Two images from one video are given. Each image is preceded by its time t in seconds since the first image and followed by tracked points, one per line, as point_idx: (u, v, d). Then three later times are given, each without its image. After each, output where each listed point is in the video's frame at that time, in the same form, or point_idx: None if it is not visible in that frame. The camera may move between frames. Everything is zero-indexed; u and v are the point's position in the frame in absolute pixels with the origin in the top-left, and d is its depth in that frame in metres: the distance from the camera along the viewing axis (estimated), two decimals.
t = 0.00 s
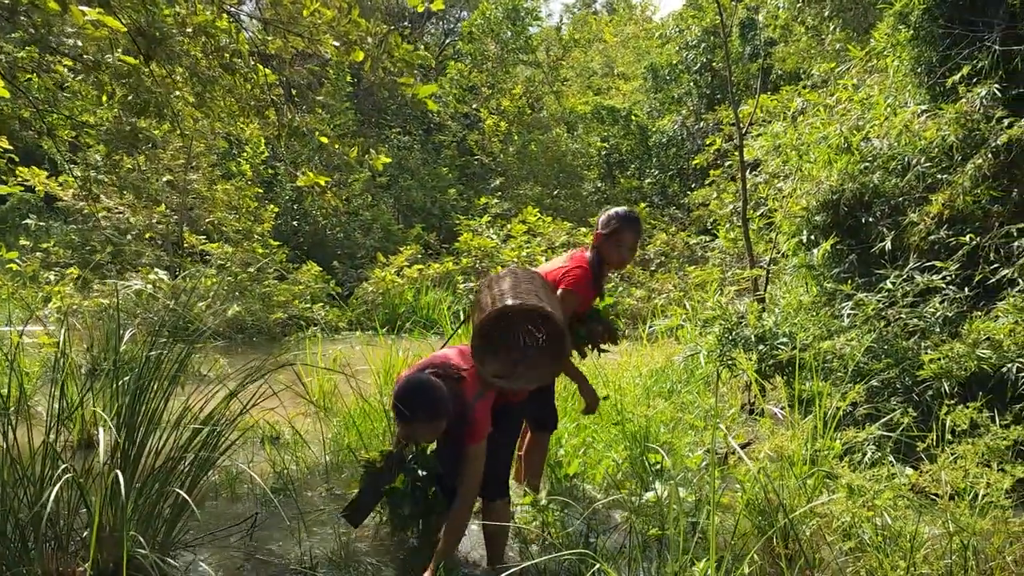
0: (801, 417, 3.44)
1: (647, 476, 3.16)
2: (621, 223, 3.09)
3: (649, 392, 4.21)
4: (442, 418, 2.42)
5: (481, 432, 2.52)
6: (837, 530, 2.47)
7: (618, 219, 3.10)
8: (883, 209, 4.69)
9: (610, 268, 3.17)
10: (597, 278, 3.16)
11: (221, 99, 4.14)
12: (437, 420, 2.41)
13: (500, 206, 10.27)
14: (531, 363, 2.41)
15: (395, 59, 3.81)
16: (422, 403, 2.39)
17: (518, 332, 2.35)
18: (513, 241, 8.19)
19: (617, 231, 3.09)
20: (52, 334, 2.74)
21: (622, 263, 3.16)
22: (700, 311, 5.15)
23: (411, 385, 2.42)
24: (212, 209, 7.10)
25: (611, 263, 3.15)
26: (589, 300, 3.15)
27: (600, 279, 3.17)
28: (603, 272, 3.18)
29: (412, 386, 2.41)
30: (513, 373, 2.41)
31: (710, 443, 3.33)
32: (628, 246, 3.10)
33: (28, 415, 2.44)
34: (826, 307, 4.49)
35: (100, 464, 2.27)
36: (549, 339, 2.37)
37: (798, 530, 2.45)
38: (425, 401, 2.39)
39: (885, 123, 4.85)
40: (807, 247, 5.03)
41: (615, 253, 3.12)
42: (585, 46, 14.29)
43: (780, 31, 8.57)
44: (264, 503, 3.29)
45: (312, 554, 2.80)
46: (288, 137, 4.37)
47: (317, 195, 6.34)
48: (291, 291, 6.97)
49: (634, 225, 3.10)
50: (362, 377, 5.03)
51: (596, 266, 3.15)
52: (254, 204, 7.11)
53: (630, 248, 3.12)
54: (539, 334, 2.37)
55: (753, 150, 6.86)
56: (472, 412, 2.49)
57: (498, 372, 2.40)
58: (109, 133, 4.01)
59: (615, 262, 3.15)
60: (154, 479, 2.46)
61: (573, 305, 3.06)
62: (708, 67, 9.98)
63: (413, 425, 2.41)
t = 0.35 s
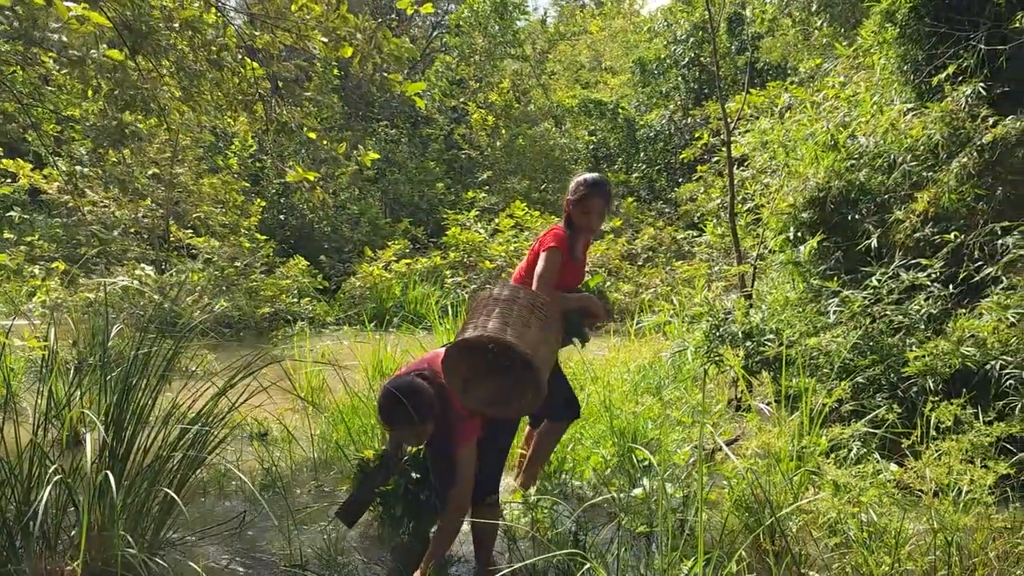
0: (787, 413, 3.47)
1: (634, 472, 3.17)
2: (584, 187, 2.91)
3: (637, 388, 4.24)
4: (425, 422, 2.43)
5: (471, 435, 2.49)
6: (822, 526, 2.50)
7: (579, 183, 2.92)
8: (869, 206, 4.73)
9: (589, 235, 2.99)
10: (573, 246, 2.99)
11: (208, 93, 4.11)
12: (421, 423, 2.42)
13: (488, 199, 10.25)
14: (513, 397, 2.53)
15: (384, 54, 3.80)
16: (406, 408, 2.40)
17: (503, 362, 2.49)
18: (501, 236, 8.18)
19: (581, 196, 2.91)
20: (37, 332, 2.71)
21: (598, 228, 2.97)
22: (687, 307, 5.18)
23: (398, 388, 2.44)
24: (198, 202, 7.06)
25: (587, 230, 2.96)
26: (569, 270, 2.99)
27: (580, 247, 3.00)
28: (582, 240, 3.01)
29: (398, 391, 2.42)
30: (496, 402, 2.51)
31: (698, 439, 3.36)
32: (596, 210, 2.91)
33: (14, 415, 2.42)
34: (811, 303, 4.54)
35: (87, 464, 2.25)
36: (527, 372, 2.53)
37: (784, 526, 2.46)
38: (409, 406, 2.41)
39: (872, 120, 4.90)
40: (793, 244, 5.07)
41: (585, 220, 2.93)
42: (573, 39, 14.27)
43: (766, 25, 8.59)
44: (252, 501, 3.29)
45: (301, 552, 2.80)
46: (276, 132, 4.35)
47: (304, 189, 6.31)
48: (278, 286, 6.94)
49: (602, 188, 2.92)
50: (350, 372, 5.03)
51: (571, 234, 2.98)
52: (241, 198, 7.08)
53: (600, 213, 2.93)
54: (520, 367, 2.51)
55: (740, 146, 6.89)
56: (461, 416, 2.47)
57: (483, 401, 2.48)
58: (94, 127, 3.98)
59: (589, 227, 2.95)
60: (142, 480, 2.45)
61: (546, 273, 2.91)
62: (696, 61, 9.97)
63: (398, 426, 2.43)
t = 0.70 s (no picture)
0: (774, 409, 3.50)
1: (623, 468, 3.20)
2: (570, 186, 2.90)
3: (626, 383, 4.26)
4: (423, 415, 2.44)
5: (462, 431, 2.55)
6: (809, 522, 2.52)
7: (565, 181, 2.93)
8: (855, 203, 4.77)
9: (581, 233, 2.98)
10: (566, 244, 2.99)
11: (194, 88, 4.09)
12: (420, 417, 2.43)
13: (475, 194, 10.21)
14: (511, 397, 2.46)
15: (373, 50, 3.80)
16: (405, 402, 2.40)
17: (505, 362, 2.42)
18: (488, 230, 8.16)
19: (569, 194, 2.90)
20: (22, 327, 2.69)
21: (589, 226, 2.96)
22: (675, 302, 5.20)
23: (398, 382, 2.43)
24: (185, 196, 7.02)
25: (578, 228, 2.95)
26: (562, 269, 2.99)
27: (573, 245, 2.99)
28: (575, 238, 3.00)
29: (398, 384, 2.42)
30: (493, 403, 2.45)
31: (687, 435, 3.38)
32: (583, 209, 2.89)
33: None
34: (798, 299, 4.57)
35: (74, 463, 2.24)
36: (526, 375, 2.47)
37: (771, 523, 2.48)
38: (410, 399, 2.41)
39: (859, 118, 4.94)
40: (780, 240, 5.11)
41: (573, 218, 2.91)
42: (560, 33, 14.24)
43: (753, 21, 8.59)
44: (240, 498, 3.28)
45: (291, 548, 2.80)
46: (263, 126, 4.33)
47: (290, 183, 6.27)
48: (265, 280, 6.91)
49: (589, 185, 2.91)
50: (338, 367, 5.03)
51: (561, 233, 2.97)
52: (228, 192, 7.04)
53: (588, 210, 2.91)
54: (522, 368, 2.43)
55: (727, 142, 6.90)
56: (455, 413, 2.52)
57: (478, 401, 2.44)
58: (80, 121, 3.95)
59: (580, 224, 2.94)
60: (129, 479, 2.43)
61: (534, 273, 2.91)
62: (683, 56, 9.91)
63: (395, 422, 2.42)
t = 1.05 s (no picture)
0: (762, 405, 3.52)
1: (613, 465, 3.22)
2: (615, 207, 2.83)
3: (614, 379, 4.28)
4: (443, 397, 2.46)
5: (472, 420, 2.52)
6: (797, 515, 2.55)
7: (610, 200, 2.85)
8: (841, 200, 4.81)
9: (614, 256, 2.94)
10: (597, 266, 2.94)
11: (181, 84, 4.08)
12: (433, 399, 2.45)
13: (462, 189, 10.20)
14: (520, 389, 2.42)
15: (360, 46, 3.78)
16: (420, 382, 2.44)
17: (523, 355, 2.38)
18: (476, 226, 8.15)
19: (613, 216, 2.84)
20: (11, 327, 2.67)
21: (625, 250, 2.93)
22: (663, 299, 5.23)
23: (418, 360, 2.47)
24: (171, 193, 6.97)
25: (614, 252, 2.91)
26: (589, 293, 2.95)
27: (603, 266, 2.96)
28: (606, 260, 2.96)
29: (417, 363, 2.46)
30: (501, 392, 2.43)
31: (675, 431, 3.39)
32: (625, 235, 2.85)
33: None
34: (785, 295, 4.63)
35: (60, 463, 2.22)
36: (543, 375, 2.41)
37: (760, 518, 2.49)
38: (429, 377, 2.45)
39: (846, 114, 4.96)
40: (767, 236, 5.16)
41: (613, 242, 2.88)
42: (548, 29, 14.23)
43: (739, 17, 8.59)
44: (228, 496, 3.27)
45: (280, 546, 2.80)
46: (250, 123, 4.31)
47: (277, 180, 6.24)
48: (252, 277, 6.88)
49: (632, 211, 2.85)
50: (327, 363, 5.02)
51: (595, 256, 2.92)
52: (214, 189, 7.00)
53: (629, 236, 2.87)
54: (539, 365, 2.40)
55: (714, 138, 6.92)
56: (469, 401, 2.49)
57: (487, 388, 2.42)
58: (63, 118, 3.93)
59: (616, 248, 2.90)
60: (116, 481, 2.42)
61: (564, 293, 2.86)
62: (669, 53, 9.81)
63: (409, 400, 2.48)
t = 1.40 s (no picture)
0: (752, 401, 3.53)
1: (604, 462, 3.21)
2: (672, 284, 2.73)
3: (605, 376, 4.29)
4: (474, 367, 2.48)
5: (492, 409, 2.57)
6: (789, 511, 2.54)
7: (670, 281, 2.77)
8: (830, 196, 4.84)
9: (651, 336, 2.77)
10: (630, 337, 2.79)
11: (167, 80, 4.06)
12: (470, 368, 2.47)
13: (451, 187, 10.17)
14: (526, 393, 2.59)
15: (348, 44, 3.77)
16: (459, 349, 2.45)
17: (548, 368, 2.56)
18: (464, 224, 8.13)
19: (667, 294, 2.72)
20: None
21: (664, 338, 2.75)
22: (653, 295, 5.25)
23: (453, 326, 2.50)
24: (157, 190, 6.92)
25: (652, 332, 2.75)
26: (606, 352, 2.75)
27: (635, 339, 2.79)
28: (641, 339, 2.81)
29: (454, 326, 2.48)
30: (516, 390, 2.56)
31: (667, 427, 3.40)
32: (670, 316, 2.70)
33: None
34: (774, 291, 4.65)
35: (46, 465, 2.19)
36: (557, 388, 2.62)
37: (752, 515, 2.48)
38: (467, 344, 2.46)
39: (834, 111, 4.98)
40: (756, 232, 5.18)
41: (654, 317, 2.71)
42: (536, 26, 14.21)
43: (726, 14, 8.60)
44: (218, 496, 3.24)
45: (270, 546, 2.78)
46: (237, 120, 4.29)
47: (265, 177, 6.21)
48: (239, 275, 6.85)
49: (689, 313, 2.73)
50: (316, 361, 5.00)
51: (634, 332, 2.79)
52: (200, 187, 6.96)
53: (674, 321, 2.72)
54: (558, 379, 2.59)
55: (703, 134, 6.93)
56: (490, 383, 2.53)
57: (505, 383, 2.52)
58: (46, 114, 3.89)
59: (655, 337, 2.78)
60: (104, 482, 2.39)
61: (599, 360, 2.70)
62: (657, 50, 9.77)
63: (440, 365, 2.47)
